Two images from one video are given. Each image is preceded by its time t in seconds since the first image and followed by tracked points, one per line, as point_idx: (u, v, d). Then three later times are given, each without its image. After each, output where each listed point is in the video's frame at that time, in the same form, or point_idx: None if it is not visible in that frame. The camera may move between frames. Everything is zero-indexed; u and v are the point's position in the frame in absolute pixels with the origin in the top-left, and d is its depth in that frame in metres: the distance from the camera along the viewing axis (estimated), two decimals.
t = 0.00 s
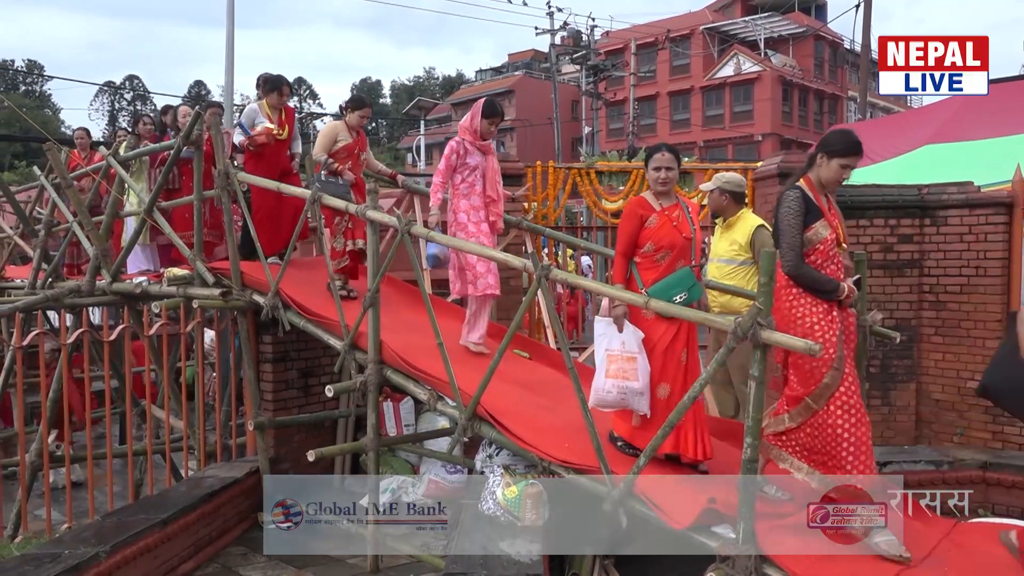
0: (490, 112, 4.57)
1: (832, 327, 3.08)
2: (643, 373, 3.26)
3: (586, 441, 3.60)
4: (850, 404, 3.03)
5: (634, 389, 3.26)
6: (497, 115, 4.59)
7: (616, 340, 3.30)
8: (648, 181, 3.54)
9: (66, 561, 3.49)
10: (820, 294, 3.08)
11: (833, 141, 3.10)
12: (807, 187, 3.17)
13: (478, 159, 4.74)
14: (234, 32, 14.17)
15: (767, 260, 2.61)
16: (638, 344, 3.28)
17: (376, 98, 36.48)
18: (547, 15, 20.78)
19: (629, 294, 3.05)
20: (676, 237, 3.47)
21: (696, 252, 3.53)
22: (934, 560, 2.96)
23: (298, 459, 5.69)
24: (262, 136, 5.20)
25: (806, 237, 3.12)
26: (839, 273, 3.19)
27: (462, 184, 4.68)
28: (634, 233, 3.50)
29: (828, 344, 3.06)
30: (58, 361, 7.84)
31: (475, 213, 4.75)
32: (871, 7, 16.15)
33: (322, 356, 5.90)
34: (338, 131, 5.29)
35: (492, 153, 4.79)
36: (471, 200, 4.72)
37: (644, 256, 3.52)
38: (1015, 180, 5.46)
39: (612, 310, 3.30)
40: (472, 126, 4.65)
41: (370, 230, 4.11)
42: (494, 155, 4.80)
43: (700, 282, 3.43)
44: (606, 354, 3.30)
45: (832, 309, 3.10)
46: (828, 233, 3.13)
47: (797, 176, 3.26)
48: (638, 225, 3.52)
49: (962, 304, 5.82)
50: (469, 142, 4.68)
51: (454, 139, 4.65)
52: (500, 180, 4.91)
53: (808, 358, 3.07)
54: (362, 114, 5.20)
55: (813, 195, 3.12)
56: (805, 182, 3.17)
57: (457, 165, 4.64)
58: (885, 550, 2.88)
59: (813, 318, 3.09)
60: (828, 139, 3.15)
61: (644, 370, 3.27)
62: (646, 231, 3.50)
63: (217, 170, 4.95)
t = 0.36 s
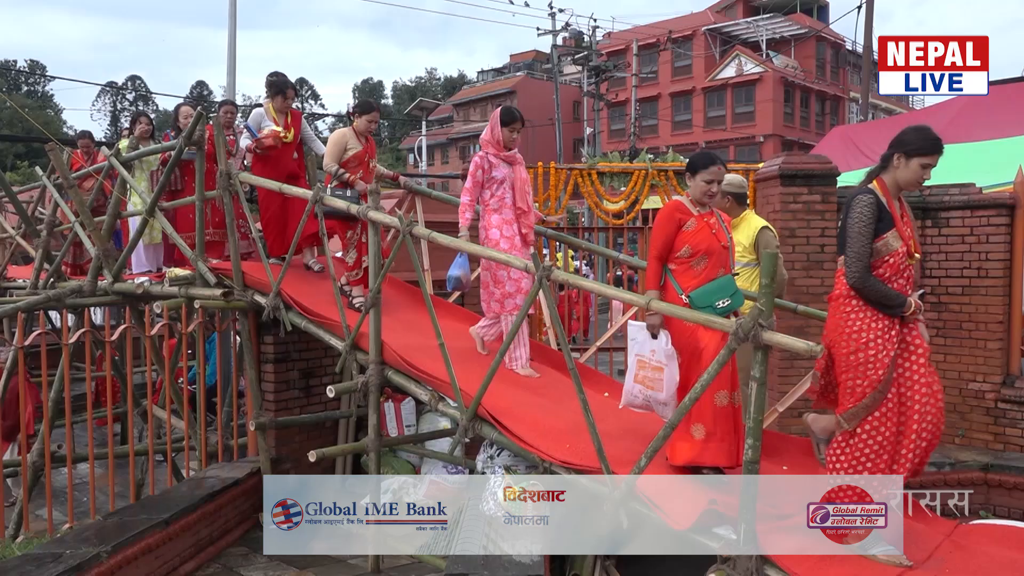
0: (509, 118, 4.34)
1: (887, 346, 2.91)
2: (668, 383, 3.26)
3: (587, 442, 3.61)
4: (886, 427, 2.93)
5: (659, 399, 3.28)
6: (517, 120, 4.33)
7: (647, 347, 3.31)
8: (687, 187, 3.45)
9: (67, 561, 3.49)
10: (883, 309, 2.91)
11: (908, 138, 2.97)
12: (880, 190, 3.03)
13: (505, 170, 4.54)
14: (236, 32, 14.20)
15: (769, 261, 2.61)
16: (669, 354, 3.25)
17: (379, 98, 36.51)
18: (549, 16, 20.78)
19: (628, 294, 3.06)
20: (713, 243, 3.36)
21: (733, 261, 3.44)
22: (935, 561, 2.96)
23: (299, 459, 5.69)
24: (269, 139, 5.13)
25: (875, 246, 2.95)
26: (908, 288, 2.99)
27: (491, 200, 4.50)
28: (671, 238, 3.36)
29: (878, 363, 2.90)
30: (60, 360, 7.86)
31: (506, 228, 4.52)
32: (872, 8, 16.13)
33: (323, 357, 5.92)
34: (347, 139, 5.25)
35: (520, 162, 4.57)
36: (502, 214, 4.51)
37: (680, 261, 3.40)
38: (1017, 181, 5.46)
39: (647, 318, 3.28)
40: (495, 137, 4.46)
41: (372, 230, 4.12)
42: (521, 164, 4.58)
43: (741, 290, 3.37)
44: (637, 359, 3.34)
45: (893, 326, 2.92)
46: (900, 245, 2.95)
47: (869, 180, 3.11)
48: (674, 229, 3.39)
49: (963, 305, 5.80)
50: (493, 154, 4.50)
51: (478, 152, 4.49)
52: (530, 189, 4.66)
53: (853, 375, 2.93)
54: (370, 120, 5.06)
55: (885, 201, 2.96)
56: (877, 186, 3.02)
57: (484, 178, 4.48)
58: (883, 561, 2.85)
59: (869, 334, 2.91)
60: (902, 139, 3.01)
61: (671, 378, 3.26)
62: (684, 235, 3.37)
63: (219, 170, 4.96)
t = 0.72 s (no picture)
0: (542, 123, 4.28)
1: (946, 358, 2.89)
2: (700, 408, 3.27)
3: (587, 443, 3.62)
4: (944, 439, 2.93)
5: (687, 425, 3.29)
6: (551, 125, 4.28)
7: (681, 368, 3.30)
8: (729, 204, 3.43)
9: (67, 562, 3.49)
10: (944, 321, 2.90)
11: (968, 139, 2.90)
12: (940, 194, 2.97)
13: (536, 177, 4.50)
14: (237, 32, 14.20)
15: (769, 264, 2.62)
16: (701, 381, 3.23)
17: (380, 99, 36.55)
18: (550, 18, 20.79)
19: (629, 296, 3.06)
20: (757, 263, 3.33)
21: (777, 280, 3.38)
22: (937, 564, 2.98)
23: (300, 460, 5.69)
24: (290, 145, 5.12)
25: (937, 255, 2.92)
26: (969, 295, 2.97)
27: (518, 206, 4.45)
28: (709, 259, 3.35)
29: (935, 377, 2.90)
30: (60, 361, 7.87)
31: (533, 236, 4.47)
32: (874, 10, 16.14)
33: (323, 358, 5.93)
34: (358, 140, 5.14)
35: (551, 169, 4.54)
36: (528, 222, 4.47)
37: (722, 283, 3.38)
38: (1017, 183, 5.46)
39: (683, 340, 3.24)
40: (526, 142, 4.40)
41: (373, 231, 4.13)
42: (552, 171, 4.54)
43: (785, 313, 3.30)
44: (670, 379, 3.33)
45: (954, 338, 2.90)
46: (962, 252, 2.92)
47: (928, 183, 3.06)
48: (715, 249, 3.38)
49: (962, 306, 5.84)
50: (524, 160, 4.44)
51: (508, 158, 4.44)
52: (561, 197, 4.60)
53: (911, 389, 2.94)
54: (380, 120, 5.03)
55: (946, 206, 2.92)
56: (937, 190, 2.97)
57: (514, 184, 4.43)
58: (882, 563, 2.92)
59: (927, 346, 2.90)
60: (963, 139, 2.95)
61: (700, 408, 3.27)
62: (725, 255, 3.37)
63: (220, 171, 4.95)
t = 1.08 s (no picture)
0: (588, 135, 4.21)
1: (1006, 366, 3.05)
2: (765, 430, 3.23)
3: (587, 444, 3.62)
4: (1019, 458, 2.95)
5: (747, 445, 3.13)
6: (596, 138, 4.23)
7: (733, 390, 3.13)
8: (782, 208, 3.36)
9: (67, 563, 3.49)
10: (996, 327, 3.07)
11: None
12: (1013, 195, 3.05)
13: (579, 191, 4.36)
14: (238, 34, 14.21)
15: (770, 265, 2.62)
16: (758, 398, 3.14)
17: (381, 100, 36.57)
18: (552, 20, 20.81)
19: (631, 298, 3.05)
20: (810, 274, 3.32)
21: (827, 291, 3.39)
22: (936, 567, 3.04)
23: (301, 460, 5.70)
24: (312, 149, 5.13)
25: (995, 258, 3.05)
26: None
27: (559, 219, 4.30)
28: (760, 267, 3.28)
29: (999, 383, 3.04)
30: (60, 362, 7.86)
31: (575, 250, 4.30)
32: (875, 13, 16.15)
33: (324, 359, 5.93)
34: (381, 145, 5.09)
35: (593, 183, 4.40)
36: (570, 236, 4.31)
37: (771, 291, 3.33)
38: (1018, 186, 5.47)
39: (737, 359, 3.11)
40: (571, 154, 4.29)
41: (374, 232, 4.13)
42: (595, 185, 4.41)
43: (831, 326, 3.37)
44: (722, 403, 3.16)
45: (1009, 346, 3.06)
46: None
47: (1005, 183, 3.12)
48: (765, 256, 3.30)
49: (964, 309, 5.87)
50: (567, 171, 4.32)
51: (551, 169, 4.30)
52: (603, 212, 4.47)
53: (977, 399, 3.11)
54: (406, 126, 4.97)
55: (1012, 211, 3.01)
56: (1009, 193, 3.05)
57: (556, 196, 4.28)
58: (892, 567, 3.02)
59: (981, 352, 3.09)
60: None
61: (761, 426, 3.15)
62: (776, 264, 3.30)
63: (221, 171, 4.95)
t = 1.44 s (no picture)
0: (634, 147, 3.90)
1: None
2: (831, 452, 3.04)
3: (587, 444, 3.62)
4: None
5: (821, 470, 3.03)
6: (642, 151, 3.92)
7: (796, 413, 3.11)
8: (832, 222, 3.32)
9: (68, 562, 3.49)
10: None
11: None
12: None
13: (621, 205, 4.06)
14: (238, 34, 14.21)
15: (771, 265, 2.62)
16: (823, 416, 3.08)
17: (381, 100, 36.57)
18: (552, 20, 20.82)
19: (632, 298, 3.05)
20: (864, 286, 3.23)
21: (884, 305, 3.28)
22: (934, 566, 3.07)
23: (301, 460, 5.70)
24: (319, 150, 5.13)
25: None
26: None
27: (603, 235, 4.03)
28: (811, 282, 3.24)
29: None
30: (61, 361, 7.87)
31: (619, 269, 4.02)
32: (875, 12, 16.15)
33: (324, 358, 5.93)
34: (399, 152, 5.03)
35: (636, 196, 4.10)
36: (614, 253, 4.02)
37: (824, 305, 3.27)
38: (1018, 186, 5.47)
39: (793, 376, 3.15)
40: (614, 165, 3.98)
41: (374, 232, 4.13)
42: (639, 199, 4.11)
43: (892, 338, 3.13)
44: (786, 428, 3.12)
45: None
46: None
47: None
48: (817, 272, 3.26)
49: (965, 309, 5.86)
50: (611, 185, 4.01)
51: (593, 181, 4.02)
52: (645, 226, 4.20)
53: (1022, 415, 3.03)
54: (423, 131, 4.96)
55: None
56: None
57: (599, 211, 4.01)
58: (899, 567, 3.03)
59: None
60: None
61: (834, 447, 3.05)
62: (827, 278, 3.24)
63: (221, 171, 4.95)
